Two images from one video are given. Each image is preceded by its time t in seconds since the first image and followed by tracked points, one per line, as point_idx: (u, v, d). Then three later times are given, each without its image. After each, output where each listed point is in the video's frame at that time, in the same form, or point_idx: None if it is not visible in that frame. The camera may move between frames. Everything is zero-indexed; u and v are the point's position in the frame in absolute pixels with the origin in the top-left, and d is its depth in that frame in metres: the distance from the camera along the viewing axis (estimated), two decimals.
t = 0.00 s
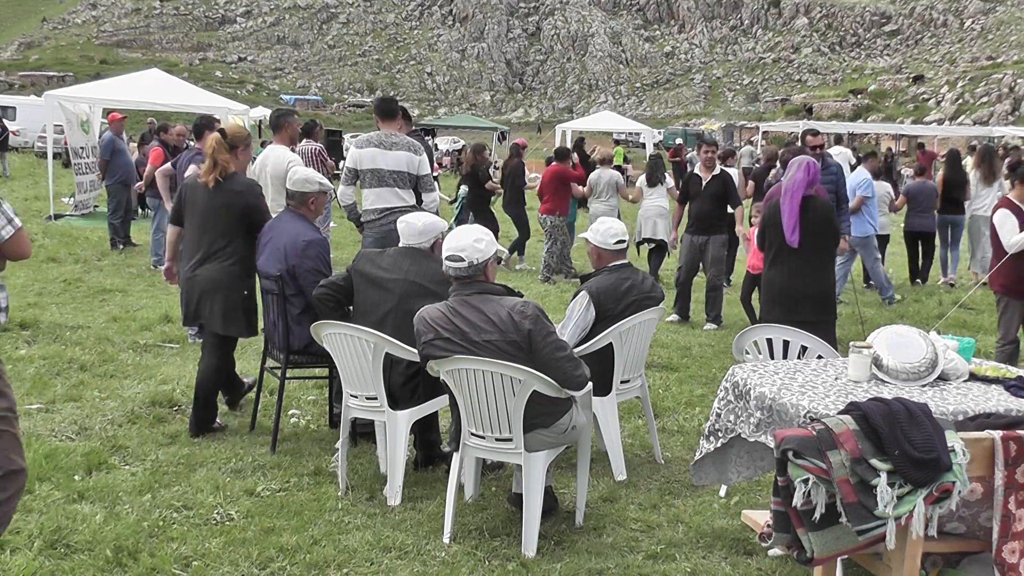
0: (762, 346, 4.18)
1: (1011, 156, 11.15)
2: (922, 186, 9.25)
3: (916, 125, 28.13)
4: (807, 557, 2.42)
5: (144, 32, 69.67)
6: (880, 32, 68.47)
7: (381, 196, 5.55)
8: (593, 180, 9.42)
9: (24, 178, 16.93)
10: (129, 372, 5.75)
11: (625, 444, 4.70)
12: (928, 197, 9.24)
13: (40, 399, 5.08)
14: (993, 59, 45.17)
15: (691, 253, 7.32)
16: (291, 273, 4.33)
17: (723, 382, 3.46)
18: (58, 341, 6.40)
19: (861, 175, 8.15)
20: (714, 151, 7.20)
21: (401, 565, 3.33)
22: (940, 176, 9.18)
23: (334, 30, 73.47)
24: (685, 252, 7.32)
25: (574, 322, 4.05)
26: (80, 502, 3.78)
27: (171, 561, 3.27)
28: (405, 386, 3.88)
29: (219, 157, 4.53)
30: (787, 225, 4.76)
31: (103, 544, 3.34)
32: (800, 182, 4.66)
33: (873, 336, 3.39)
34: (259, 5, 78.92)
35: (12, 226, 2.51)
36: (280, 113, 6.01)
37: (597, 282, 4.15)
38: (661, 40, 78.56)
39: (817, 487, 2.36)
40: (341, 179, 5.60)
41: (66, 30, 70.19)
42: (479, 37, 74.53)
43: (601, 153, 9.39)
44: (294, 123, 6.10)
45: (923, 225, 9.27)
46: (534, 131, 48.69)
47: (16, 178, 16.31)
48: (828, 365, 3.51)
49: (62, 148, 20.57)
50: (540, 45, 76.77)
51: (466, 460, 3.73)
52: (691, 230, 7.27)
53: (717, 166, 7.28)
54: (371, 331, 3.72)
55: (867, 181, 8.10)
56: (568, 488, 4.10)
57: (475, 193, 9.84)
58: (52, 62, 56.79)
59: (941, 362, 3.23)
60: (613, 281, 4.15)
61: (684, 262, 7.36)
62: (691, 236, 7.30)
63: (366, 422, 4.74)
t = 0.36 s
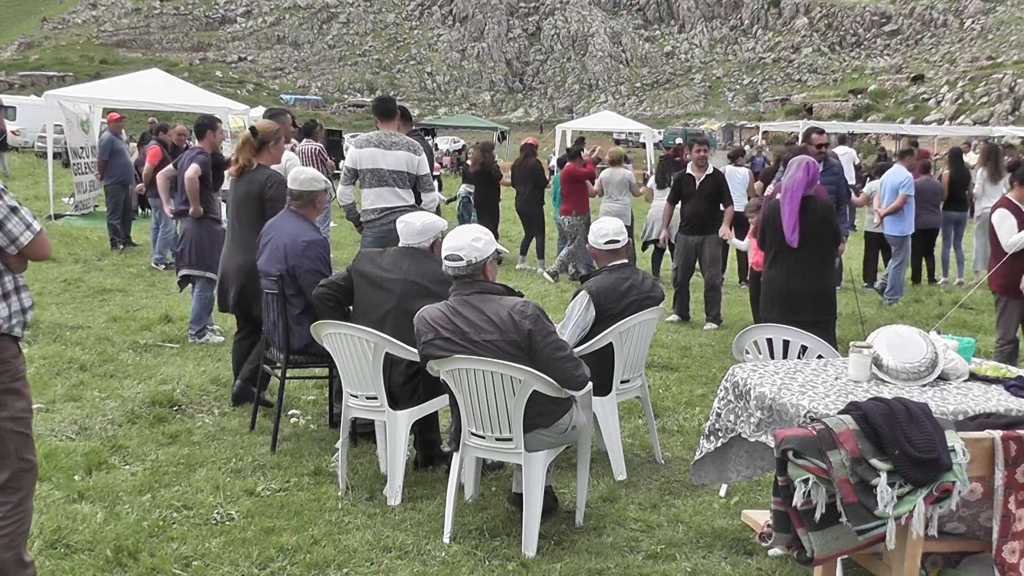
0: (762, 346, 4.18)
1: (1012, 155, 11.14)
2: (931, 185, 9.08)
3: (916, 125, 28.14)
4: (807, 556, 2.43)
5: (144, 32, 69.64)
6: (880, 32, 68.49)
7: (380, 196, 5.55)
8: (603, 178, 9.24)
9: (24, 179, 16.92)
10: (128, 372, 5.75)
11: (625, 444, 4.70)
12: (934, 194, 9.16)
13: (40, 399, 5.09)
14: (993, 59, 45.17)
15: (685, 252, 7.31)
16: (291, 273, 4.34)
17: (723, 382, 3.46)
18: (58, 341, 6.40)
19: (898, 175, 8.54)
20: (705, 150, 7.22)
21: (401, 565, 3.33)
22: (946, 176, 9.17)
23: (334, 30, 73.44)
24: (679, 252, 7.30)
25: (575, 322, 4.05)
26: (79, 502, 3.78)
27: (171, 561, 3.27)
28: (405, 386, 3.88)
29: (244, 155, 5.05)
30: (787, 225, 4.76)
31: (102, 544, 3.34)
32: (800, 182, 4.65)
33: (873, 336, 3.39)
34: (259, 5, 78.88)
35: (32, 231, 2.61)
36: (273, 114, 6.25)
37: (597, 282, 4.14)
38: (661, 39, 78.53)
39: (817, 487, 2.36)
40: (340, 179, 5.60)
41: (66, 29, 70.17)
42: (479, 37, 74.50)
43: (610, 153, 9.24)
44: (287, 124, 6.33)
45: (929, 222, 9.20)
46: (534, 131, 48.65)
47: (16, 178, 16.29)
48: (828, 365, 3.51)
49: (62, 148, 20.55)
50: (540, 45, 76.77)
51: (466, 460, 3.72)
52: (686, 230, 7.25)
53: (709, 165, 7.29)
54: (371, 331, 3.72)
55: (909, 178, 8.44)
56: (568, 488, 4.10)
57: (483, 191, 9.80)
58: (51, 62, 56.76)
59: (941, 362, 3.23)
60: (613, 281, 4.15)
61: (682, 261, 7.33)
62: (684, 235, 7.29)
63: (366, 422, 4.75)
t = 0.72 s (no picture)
0: (761, 346, 4.17)
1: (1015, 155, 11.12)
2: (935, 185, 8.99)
3: (916, 125, 28.14)
4: (807, 557, 2.42)
5: (144, 32, 69.62)
6: (880, 32, 68.47)
7: (382, 196, 5.55)
8: (615, 177, 9.20)
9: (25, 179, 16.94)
10: (128, 372, 5.75)
11: (625, 444, 4.70)
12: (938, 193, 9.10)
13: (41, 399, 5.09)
14: (993, 59, 45.17)
15: (687, 252, 7.30)
16: (292, 273, 4.35)
17: (723, 382, 3.46)
18: (58, 340, 6.40)
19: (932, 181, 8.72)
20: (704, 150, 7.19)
21: (401, 564, 3.33)
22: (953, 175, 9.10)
23: (334, 30, 73.44)
24: (679, 252, 7.31)
25: (574, 322, 4.04)
26: (80, 502, 3.78)
27: (172, 561, 3.27)
28: (405, 386, 3.88)
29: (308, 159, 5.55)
30: (787, 225, 4.76)
31: (103, 544, 3.35)
32: (800, 182, 4.65)
33: (873, 335, 3.39)
34: (259, 5, 78.86)
35: (55, 249, 2.50)
36: (266, 114, 6.17)
37: (597, 282, 4.14)
38: (661, 39, 78.52)
39: (817, 487, 2.36)
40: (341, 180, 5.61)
41: (66, 29, 70.20)
42: (479, 37, 74.54)
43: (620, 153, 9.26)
44: (281, 124, 6.25)
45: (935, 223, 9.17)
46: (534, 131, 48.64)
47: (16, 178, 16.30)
48: (828, 365, 3.51)
49: (62, 148, 20.54)
50: (540, 45, 76.74)
51: (466, 460, 3.72)
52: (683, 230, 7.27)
53: (707, 165, 7.26)
54: (371, 331, 3.72)
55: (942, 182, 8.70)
56: (568, 488, 4.10)
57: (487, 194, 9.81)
58: (51, 62, 56.74)
59: (942, 362, 3.23)
60: (613, 280, 4.15)
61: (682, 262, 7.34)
62: (686, 236, 7.28)
63: (366, 422, 4.75)
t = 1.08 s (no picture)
0: (761, 346, 4.17)
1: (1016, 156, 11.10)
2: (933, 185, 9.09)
3: (915, 125, 28.14)
4: (807, 557, 2.42)
5: (144, 32, 69.60)
6: (880, 32, 68.46)
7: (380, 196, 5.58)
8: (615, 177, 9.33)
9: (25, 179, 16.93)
10: (128, 372, 5.74)
11: (625, 444, 4.70)
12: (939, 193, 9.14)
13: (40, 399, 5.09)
14: (993, 59, 45.12)
15: (689, 253, 7.28)
16: (291, 273, 4.35)
17: (723, 382, 3.46)
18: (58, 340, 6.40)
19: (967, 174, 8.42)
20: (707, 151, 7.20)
21: (401, 565, 3.33)
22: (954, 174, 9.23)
23: (334, 30, 73.43)
24: (682, 252, 7.29)
25: (574, 322, 4.05)
26: (80, 502, 3.78)
27: (172, 561, 3.27)
28: (405, 386, 3.87)
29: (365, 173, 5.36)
30: (787, 225, 4.77)
31: (103, 544, 3.35)
32: (800, 182, 4.66)
33: (873, 336, 3.38)
34: (259, 5, 78.83)
35: (62, 252, 2.48)
36: (263, 113, 6.16)
37: (597, 282, 4.14)
38: (661, 39, 78.50)
39: (817, 487, 2.36)
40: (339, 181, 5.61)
41: (66, 29, 70.23)
42: (479, 37, 74.53)
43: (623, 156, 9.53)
44: (277, 123, 6.25)
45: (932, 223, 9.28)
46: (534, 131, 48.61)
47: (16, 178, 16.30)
48: (828, 365, 3.51)
49: (62, 147, 20.52)
50: (540, 45, 76.71)
51: (466, 460, 3.72)
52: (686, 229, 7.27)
53: (713, 165, 7.25)
54: (371, 330, 3.72)
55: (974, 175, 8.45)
56: (568, 488, 4.10)
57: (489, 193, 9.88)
58: (51, 62, 56.70)
59: (941, 362, 3.23)
60: (613, 280, 4.15)
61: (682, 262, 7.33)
62: (687, 236, 7.27)
63: (366, 422, 4.75)
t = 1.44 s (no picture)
0: (762, 346, 4.17)
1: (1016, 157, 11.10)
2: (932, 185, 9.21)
3: (915, 125, 28.17)
4: (807, 557, 2.42)
5: (144, 32, 69.61)
6: (880, 32, 68.49)
7: (378, 196, 5.55)
8: (603, 177, 9.20)
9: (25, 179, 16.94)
10: (128, 372, 5.75)
11: (625, 444, 4.70)
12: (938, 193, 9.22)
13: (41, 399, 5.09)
14: (993, 59, 45.13)
15: (686, 253, 7.24)
16: (291, 273, 4.35)
17: (723, 382, 3.46)
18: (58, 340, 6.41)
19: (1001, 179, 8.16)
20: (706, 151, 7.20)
21: (401, 565, 3.33)
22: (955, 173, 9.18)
23: (334, 30, 73.42)
24: (678, 251, 7.26)
25: (574, 322, 4.05)
26: (80, 502, 3.78)
27: (172, 561, 3.27)
28: (406, 387, 3.87)
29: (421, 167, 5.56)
30: (788, 226, 4.75)
31: (103, 544, 3.35)
32: (801, 183, 4.62)
33: (873, 336, 3.39)
34: (260, 5, 78.85)
35: (62, 255, 2.46)
36: (263, 113, 6.15)
37: (597, 282, 4.14)
38: (661, 39, 78.49)
39: (817, 487, 2.36)
40: (338, 181, 5.59)
41: (66, 29, 70.25)
42: (479, 37, 74.59)
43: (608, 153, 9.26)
44: (278, 123, 6.23)
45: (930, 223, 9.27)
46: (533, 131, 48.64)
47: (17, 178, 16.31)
48: (828, 365, 3.51)
49: (63, 147, 20.51)
50: (540, 45, 76.72)
51: (466, 460, 3.72)
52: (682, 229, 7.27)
53: (710, 165, 7.29)
54: (371, 331, 3.72)
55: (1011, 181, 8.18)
56: (568, 488, 4.10)
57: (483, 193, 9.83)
58: (52, 62, 56.72)
59: (941, 362, 3.24)
60: (613, 281, 4.15)
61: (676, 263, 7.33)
62: (684, 236, 7.26)
63: (366, 422, 4.75)
